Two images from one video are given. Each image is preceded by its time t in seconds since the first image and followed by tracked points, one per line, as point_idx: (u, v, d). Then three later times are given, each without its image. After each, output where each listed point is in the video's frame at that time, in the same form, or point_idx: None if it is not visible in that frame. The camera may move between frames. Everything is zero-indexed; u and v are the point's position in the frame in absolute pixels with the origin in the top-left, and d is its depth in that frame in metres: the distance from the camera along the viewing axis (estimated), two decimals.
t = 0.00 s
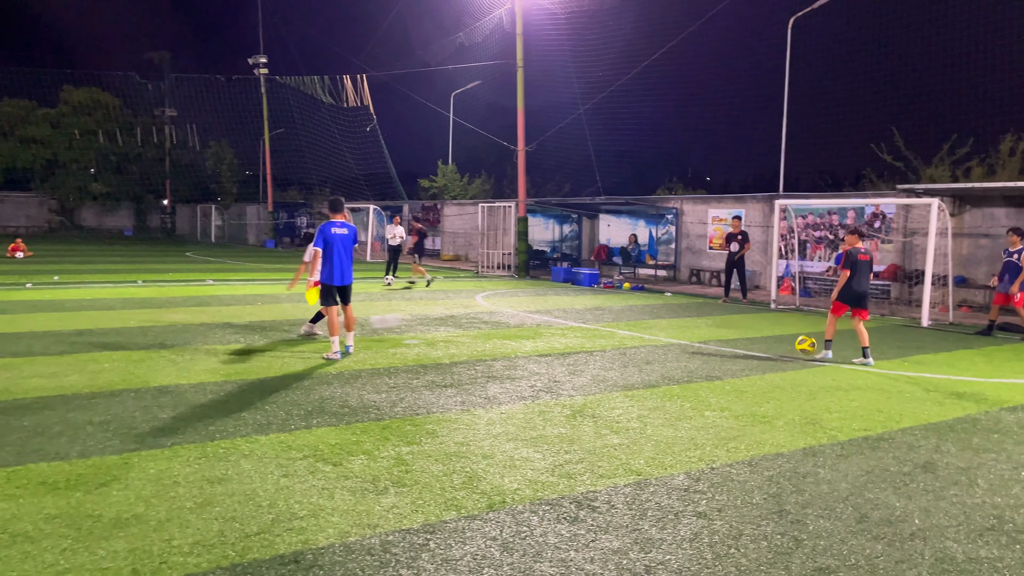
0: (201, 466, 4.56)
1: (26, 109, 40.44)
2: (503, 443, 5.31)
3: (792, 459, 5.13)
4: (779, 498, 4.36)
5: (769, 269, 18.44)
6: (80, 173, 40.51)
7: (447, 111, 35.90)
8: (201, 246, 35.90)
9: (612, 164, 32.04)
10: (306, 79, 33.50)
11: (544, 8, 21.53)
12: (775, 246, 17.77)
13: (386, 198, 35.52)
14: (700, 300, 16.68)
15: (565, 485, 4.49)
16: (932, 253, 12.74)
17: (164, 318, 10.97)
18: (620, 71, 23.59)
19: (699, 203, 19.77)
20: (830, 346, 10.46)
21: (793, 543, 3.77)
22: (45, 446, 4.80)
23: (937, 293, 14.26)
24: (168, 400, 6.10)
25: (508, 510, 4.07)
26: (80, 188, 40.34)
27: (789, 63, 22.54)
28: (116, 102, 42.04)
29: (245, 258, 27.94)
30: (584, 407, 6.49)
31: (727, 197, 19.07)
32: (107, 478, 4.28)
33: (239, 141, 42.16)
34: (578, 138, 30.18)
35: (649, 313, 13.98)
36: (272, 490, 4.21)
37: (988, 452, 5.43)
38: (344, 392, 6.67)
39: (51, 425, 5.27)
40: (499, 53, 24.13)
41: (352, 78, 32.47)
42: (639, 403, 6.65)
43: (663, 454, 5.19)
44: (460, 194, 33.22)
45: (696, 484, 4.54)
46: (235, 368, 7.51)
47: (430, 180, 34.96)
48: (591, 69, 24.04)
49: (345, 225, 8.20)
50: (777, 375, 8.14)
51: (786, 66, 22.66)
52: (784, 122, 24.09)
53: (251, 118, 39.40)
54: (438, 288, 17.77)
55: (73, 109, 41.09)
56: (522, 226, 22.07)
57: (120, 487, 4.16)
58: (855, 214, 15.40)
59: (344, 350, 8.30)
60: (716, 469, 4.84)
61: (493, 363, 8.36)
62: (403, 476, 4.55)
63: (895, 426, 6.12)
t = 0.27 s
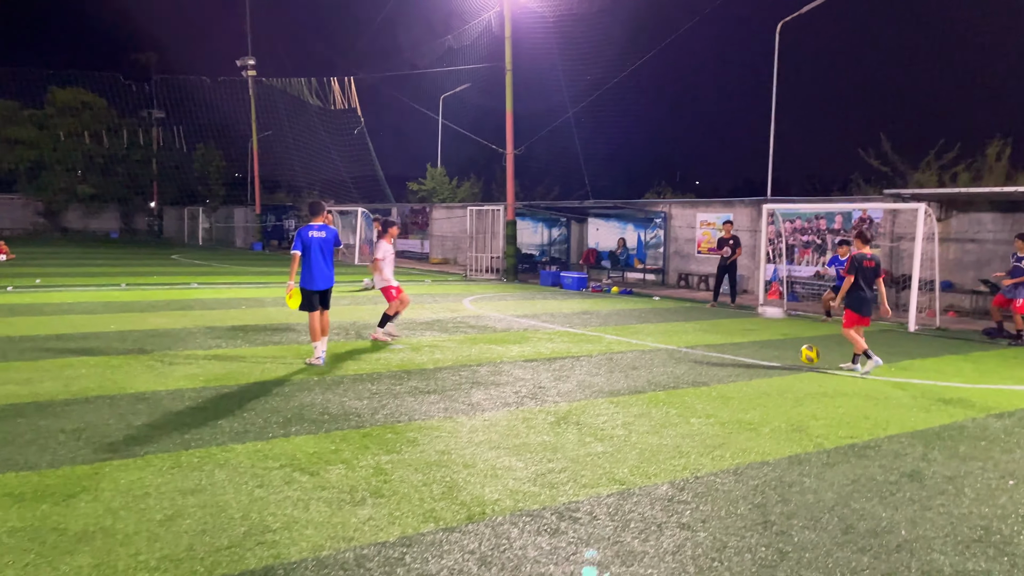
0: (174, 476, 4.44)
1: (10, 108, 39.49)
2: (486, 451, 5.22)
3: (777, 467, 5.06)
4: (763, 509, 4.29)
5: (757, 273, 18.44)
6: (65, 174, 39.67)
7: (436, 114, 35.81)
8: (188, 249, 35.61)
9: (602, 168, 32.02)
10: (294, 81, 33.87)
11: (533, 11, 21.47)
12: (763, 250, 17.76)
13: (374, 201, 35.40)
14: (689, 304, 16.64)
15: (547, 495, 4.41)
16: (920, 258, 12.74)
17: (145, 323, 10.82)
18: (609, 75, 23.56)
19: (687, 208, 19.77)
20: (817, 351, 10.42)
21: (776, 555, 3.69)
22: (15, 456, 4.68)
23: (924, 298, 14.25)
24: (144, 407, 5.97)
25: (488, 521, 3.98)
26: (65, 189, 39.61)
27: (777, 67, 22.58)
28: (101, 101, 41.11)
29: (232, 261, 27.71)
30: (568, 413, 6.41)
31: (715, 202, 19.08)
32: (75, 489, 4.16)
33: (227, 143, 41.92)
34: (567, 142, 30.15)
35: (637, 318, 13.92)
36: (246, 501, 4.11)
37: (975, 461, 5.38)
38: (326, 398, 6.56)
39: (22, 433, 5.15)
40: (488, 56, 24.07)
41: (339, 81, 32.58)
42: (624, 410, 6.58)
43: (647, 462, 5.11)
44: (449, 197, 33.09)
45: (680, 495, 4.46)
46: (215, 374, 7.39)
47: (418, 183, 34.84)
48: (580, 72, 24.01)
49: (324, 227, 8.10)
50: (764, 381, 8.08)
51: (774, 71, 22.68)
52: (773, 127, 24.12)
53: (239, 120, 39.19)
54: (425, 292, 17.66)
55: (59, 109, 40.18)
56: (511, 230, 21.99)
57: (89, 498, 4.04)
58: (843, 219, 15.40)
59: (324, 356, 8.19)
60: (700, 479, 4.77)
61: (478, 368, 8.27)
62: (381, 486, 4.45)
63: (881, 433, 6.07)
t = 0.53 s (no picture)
0: (157, 489, 4.35)
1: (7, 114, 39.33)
2: (478, 462, 5.13)
3: (774, 479, 4.98)
4: (760, 523, 4.20)
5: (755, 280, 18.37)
6: (63, 179, 39.70)
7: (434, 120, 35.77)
8: (184, 254, 35.50)
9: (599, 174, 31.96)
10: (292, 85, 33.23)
11: (530, 16, 21.42)
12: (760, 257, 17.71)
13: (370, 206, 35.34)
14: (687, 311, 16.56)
15: (539, 509, 4.31)
16: (917, 266, 12.67)
17: (137, 329, 10.73)
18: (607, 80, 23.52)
19: (685, 214, 19.73)
20: (814, 359, 10.34)
21: (772, 572, 3.61)
22: None
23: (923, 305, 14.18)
24: (131, 416, 5.87)
25: (478, 536, 3.89)
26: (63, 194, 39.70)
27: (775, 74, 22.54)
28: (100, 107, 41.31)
29: (228, 267, 27.60)
30: (563, 423, 6.31)
31: (713, 208, 19.04)
32: (56, 502, 4.07)
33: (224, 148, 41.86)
34: (564, 148, 30.11)
35: (634, 325, 13.84)
36: (230, 515, 4.01)
37: (975, 472, 5.30)
38: (317, 407, 6.46)
39: (5, 443, 5.06)
40: (485, 62, 24.02)
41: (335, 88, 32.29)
42: (620, 420, 6.49)
43: (642, 474, 5.02)
44: (447, 203, 33.02)
45: (675, 507, 4.38)
46: (206, 382, 7.30)
47: (416, 189, 34.76)
48: (578, 77, 23.97)
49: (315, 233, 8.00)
50: (761, 390, 7.99)
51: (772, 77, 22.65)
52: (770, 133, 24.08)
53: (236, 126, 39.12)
54: (421, 298, 17.57)
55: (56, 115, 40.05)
56: (508, 236, 21.92)
57: (70, 511, 3.95)
58: (841, 225, 15.33)
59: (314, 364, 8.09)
60: (695, 491, 4.68)
61: (473, 377, 8.17)
62: (370, 499, 4.36)
63: (880, 444, 5.98)
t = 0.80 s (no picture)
0: (159, 495, 4.31)
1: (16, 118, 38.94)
2: (484, 470, 5.07)
3: (784, 488, 4.90)
4: (769, 533, 4.12)
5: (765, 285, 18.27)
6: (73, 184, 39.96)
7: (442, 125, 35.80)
8: (193, 259, 35.57)
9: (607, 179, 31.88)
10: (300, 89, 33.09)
11: (537, 20, 21.38)
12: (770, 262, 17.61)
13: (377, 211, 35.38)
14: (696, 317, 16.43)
15: (544, 517, 4.25)
16: (929, 271, 12.56)
17: (144, 334, 10.71)
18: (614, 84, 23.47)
19: (694, 219, 19.65)
20: (825, 365, 10.23)
21: None
22: None
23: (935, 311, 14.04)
24: (134, 422, 5.83)
25: (482, 545, 3.82)
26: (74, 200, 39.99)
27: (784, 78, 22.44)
28: (109, 111, 41.57)
29: (236, 271, 27.64)
30: (569, 430, 6.25)
31: (722, 213, 18.96)
32: (56, 508, 4.03)
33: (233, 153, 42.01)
34: (572, 152, 30.05)
35: (642, 330, 13.74)
36: (231, 522, 3.96)
37: (989, 482, 5.20)
38: (322, 413, 6.41)
39: (7, 449, 5.03)
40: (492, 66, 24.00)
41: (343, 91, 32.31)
42: (627, 426, 6.41)
43: (649, 482, 4.94)
44: (454, 208, 32.98)
45: (682, 517, 4.31)
46: (211, 387, 7.26)
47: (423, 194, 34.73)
48: (585, 82, 23.92)
49: (320, 238, 8.00)
50: (770, 397, 7.89)
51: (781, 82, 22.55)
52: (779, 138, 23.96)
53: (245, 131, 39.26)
54: (428, 303, 17.52)
55: (66, 119, 40.45)
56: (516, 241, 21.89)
57: (70, 518, 3.91)
58: (852, 230, 15.19)
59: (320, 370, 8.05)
60: (702, 500, 4.61)
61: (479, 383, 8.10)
62: (373, 507, 4.30)
63: (892, 452, 5.88)
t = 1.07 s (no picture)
0: (226, 494, 4.41)
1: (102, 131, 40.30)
2: (544, 474, 5.03)
3: (855, 498, 4.71)
4: (839, 544, 3.96)
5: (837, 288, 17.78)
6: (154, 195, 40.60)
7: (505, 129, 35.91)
8: (264, 264, 36.48)
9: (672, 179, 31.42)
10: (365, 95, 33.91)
11: (599, 22, 21.26)
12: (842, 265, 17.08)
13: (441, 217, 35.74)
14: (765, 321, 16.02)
15: (604, 523, 4.19)
16: (1013, 273, 11.97)
17: (216, 337, 11.03)
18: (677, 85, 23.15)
19: (761, 220, 19.20)
20: (901, 372, 9.83)
21: None
22: (77, 469, 4.74)
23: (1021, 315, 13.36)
24: (205, 421, 6.01)
25: (542, 550, 3.79)
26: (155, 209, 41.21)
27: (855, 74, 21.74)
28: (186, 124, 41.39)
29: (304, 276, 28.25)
30: (630, 435, 6.15)
31: (791, 214, 18.47)
32: (129, 505, 4.17)
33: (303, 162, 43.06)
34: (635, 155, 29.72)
35: (707, 334, 13.48)
36: (295, 522, 4.03)
37: None
38: (383, 415, 6.47)
39: (85, 447, 5.22)
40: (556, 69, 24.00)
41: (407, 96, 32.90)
42: (691, 432, 6.29)
43: (713, 489, 4.82)
44: (517, 212, 33.02)
45: (747, 525, 4.19)
46: (278, 389, 7.41)
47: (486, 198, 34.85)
48: (647, 82, 23.69)
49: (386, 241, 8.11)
50: (841, 403, 7.62)
51: (852, 78, 21.84)
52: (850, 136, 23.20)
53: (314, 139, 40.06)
54: (490, 307, 17.55)
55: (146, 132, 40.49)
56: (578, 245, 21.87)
57: (141, 515, 4.03)
58: (928, 232, 14.47)
59: (374, 370, 8.18)
60: (769, 508, 4.47)
61: (540, 386, 8.07)
62: (433, 509, 4.31)
63: (973, 462, 5.61)
